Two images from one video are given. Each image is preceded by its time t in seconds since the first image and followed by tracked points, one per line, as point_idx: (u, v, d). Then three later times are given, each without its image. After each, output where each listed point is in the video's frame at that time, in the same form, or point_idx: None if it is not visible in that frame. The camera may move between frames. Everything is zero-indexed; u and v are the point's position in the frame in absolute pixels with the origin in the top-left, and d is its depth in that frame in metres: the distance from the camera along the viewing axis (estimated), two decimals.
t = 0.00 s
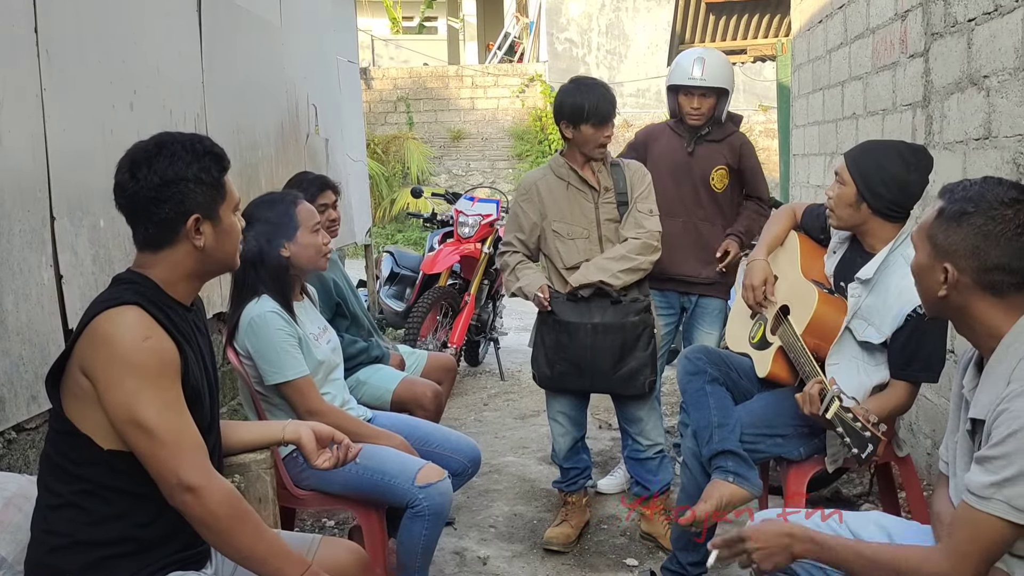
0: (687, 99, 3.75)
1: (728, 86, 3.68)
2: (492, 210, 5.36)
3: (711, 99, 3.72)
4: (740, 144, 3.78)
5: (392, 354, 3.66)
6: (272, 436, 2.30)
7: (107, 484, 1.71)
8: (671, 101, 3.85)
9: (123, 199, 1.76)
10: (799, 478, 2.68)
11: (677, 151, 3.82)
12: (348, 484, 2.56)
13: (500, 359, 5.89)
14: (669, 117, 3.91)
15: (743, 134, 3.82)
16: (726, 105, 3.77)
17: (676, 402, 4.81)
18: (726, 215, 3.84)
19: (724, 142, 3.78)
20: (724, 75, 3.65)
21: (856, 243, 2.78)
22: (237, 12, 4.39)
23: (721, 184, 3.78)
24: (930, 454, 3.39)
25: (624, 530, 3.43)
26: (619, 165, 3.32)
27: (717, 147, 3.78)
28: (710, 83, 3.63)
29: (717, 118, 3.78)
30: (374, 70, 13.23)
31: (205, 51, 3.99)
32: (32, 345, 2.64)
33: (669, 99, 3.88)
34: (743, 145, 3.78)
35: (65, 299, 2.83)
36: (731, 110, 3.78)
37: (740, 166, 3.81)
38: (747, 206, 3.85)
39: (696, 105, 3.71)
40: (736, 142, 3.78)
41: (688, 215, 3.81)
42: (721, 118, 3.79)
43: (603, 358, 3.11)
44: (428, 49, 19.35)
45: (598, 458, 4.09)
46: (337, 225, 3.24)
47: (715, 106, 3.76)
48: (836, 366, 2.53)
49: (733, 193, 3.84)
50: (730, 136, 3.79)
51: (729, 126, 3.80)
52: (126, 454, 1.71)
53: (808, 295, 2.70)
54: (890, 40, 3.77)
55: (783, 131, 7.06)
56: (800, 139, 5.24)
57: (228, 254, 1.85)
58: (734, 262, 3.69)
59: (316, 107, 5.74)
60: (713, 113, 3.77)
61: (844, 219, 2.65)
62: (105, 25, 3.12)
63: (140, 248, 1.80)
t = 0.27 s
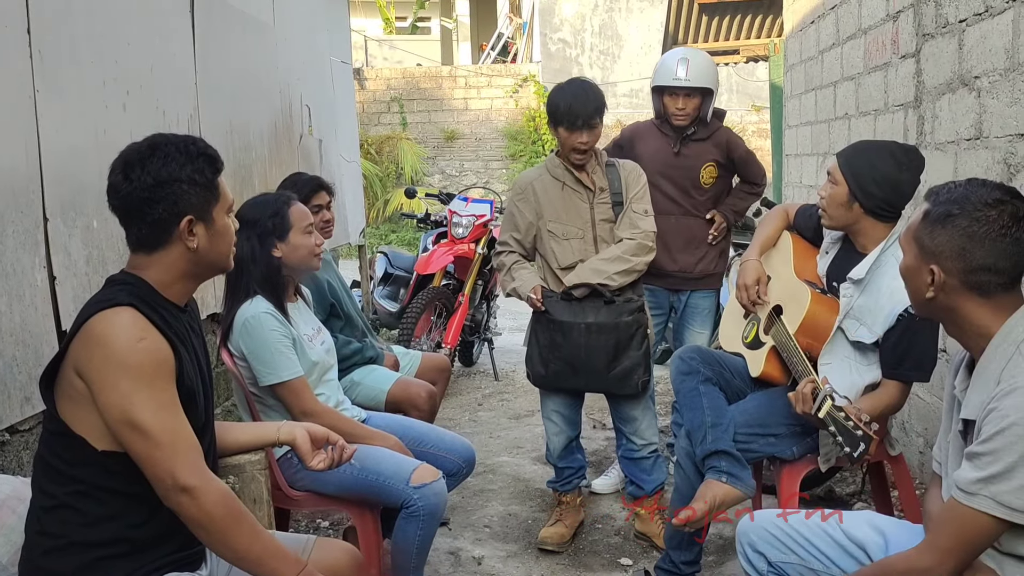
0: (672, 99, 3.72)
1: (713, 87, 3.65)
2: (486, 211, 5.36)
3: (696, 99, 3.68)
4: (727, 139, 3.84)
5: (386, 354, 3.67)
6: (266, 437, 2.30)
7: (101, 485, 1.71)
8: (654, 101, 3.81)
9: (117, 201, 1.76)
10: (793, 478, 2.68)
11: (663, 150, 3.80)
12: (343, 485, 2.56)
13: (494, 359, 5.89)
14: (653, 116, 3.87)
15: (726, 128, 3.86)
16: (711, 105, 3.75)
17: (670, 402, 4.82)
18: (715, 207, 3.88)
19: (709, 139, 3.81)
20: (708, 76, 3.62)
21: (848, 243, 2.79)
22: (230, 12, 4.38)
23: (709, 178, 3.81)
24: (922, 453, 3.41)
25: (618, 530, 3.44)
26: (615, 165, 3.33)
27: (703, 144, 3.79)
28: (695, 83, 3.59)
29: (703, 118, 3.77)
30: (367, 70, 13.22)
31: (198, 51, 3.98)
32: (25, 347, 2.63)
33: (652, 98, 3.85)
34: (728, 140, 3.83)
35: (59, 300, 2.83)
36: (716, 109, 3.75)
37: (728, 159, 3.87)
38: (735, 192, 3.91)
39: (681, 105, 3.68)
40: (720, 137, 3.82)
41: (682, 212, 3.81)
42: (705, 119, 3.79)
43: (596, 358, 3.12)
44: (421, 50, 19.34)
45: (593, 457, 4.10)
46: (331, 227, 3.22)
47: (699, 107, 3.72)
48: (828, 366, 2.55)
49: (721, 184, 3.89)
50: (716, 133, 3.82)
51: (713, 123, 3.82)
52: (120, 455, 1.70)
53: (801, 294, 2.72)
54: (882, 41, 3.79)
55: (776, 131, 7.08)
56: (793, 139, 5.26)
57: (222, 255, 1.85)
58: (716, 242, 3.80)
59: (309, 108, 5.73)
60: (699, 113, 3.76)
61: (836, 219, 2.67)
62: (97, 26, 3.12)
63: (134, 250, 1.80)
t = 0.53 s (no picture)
0: (650, 99, 3.75)
1: (690, 85, 3.70)
2: (482, 211, 5.36)
3: (674, 98, 3.72)
4: (709, 139, 3.84)
5: (382, 355, 3.66)
6: (263, 437, 2.30)
7: (98, 485, 1.71)
8: (635, 101, 3.83)
9: (113, 202, 1.75)
10: (789, 477, 2.69)
11: (644, 151, 3.81)
12: (339, 485, 2.56)
13: (490, 360, 5.89)
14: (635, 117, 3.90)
15: (706, 127, 3.88)
16: (689, 103, 3.79)
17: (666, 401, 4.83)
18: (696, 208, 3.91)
19: (689, 140, 3.82)
20: (685, 75, 3.66)
21: (845, 242, 2.80)
22: (225, 12, 4.37)
23: (691, 180, 3.82)
24: (918, 451, 3.41)
25: (615, 529, 3.45)
26: (612, 164, 3.30)
27: (684, 145, 3.81)
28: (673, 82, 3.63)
29: (683, 117, 3.80)
30: (363, 71, 13.22)
31: (193, 52, 3.98)
32: (21, 348, 2.62)
33: (632, 99, 3.87)
34: (709, 141, 3.84)
35: (54, 301, 2.82)
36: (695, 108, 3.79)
37: (710, 160, 3.89)
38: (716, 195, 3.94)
39: (659, 104, 3.71)
40: (701, 137, 3.84)
41: (664, 213, 3.82)
42: (685, 116, 3.83)
43: (591, 355, 3.12)
44: (417, 50, 19.34)
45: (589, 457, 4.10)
46: (326, 227, 3.24)
47: (678, 105, 3.76)
48: (825, 365, 2.55)
49: (703, 186, 3.90)
50: (697, 133, 3.84)
51: (693, 123, 3.85)
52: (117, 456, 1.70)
53: (798, 295, 2.72)
54: (877, 40, 3.80)
55: (772, 130, 7.09)
56: (789, 139, 5.27)
57: (218, 255, 1.85)
58: (697, 242, 3.81)
59: (305, 108, 5.72)
60: (677, 112, 3.78)
61: (831, 219, 2.67)
62: (92, 26, 3.11)
63: (131, 250, 1.79)
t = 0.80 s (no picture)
0: (628, 98, 3.76)
1: (667, 82, 3.72)
2: (481, 211, 5.37)
3: (652, 96, 3.74)
4: (687, 137, 3.88)
5: (381, 355, 3.67)
6: (262, 438, 2.30)
7: (98, 485, 1.71)
8: (611, 102, 3.84)
9: (112, 203, 1.76)
10: (787, 477, 2.70)
11: (623, 151, 3.82)
12: (339, 485, 2.57)
13: (489, 360, 5.90)
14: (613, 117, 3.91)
15: (683, 125, 3.91)
16: (666, 101, 3.81)
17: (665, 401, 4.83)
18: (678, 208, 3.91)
19: (667, 139, 3.85)
20: (662, 72, 3.69)
21: (842, 243, 2.81)
22: (224, 12, 4.38)
23: (672, 179, 3.83)
24: (916, 451, 3.42)
25: (614, 529, 3.45)
26: (610, 165, 3.31)
27: (662, 144, 3.83)
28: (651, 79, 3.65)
29: (661, 115, 3.82)
30: (362, 71, 13.22)
31: (192, 52, 3.98)
32: (20, 348, 2.63)
33: (609, 100, 3.88)
34: (687, 138, 3.87)
35: (53, 301, 2.83)
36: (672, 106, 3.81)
37: (689, 158, 3.92)
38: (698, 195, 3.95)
39: (637, 103, 3.73)
40: (680, 136, 3.86)
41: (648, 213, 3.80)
42: (663, 115, 3.84)
43: (583, 356, 3.13)
44: (416, 50, 19.35)
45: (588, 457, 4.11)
46: (325, 226, 3.25)
47: (656, 103, 3.78)
48: (822, 365, 2.56)
49: (683, 185, 3.92)
50: (675, 132, 3.87)
51: (670, 122, 3.87)
52: (116, 457, 1.71)
53: (796, 294, 2.72)
54: (875, 41, 3.81)
55: (771, 131, 7.09)
56: (787, 139, 5.28)
57: (217, 256, 1.85)
58: (682, 243, 3.79)
59: (304, 109, 5.73)
60: (654, 111, 3.79)
61: (829, 219, 2.68)
62: (91, 27, 3.11)
63: (130, 252, 1.80)
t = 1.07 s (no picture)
0: (623, 98, 3.76)
1: (662, 82, 3.72)
2: (480, 212, 5.38)
3: (647, 95, 3.73)
4: (683, 138, 3.87)
5: (381, 355, 3.67)
6: (262, 438, 2.31)
7: (98, 485, 1.71)
8: (608, 102, 3.84)
9: (111, 204, 1.76)
10: (787, 476, 2.70)
11: (618, 151, 3.83)
12: (338, 485, 2.57)
13: (489, 360, 5.91)
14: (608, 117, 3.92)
15: (679, 126, 3.90)
16: (661, 101, 3.79)
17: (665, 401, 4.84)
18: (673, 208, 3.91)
19: (663, 139, 3.84)
20: (656, 72, 3.69)
21: (842, 243, 2.81)
22: (224, 12, 4.38)
23: (668, 179, 3.84)
24: (915, 451, 3.43)
25: (614, 529, 3.46)
26: (609, 166, 3.31)
27: (657, 145, 3.83)
28: (646, 79, 3.66)
29: (655, 115, 3.81)
30: (362, 71, 13.23)
31: (192, 53, 3.98)
32: (20, 348, 2.63)
33: (604, 100, 3.89)
34: (683, 138, 3.87)
35: (53, 301, 2.83)
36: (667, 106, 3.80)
37: (685, 158, 3.91)
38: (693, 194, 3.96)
39: (632, 102, 3.72)
40: (675, 137, 3.86)
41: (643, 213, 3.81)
42: (658, 115, 3.84)
43: (584, 358, 3.13)
44: (416, 51, 19.37)
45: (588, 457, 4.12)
46: (326, 227, 3.25)
47: (651, 103, 3.77)
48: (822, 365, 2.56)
49: (680, 185, 3.92)
50: (670, 132, 3.86)
51: (666, 122, 3.86)
52: (115, 458, 1.71)
53: (796, 293, 2.72)
54: (875, 42, 3.81)
55: (770, 131, 7.09)
56: (786, 140, 5.28)
57: (217, 255, 1.86)
58: (677, 241, 3.80)
59: (304, 109, 5.73)
60: (649, 111, 3.78)
61: (829, 219, 2.68)
62: (91, 27, 3.11)
63: (130, 252, 1.80)
